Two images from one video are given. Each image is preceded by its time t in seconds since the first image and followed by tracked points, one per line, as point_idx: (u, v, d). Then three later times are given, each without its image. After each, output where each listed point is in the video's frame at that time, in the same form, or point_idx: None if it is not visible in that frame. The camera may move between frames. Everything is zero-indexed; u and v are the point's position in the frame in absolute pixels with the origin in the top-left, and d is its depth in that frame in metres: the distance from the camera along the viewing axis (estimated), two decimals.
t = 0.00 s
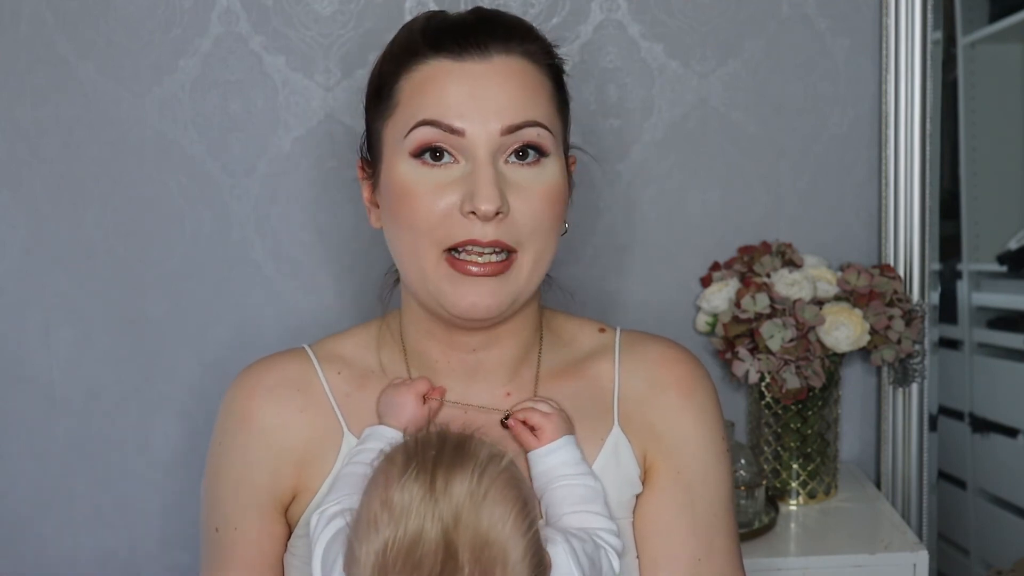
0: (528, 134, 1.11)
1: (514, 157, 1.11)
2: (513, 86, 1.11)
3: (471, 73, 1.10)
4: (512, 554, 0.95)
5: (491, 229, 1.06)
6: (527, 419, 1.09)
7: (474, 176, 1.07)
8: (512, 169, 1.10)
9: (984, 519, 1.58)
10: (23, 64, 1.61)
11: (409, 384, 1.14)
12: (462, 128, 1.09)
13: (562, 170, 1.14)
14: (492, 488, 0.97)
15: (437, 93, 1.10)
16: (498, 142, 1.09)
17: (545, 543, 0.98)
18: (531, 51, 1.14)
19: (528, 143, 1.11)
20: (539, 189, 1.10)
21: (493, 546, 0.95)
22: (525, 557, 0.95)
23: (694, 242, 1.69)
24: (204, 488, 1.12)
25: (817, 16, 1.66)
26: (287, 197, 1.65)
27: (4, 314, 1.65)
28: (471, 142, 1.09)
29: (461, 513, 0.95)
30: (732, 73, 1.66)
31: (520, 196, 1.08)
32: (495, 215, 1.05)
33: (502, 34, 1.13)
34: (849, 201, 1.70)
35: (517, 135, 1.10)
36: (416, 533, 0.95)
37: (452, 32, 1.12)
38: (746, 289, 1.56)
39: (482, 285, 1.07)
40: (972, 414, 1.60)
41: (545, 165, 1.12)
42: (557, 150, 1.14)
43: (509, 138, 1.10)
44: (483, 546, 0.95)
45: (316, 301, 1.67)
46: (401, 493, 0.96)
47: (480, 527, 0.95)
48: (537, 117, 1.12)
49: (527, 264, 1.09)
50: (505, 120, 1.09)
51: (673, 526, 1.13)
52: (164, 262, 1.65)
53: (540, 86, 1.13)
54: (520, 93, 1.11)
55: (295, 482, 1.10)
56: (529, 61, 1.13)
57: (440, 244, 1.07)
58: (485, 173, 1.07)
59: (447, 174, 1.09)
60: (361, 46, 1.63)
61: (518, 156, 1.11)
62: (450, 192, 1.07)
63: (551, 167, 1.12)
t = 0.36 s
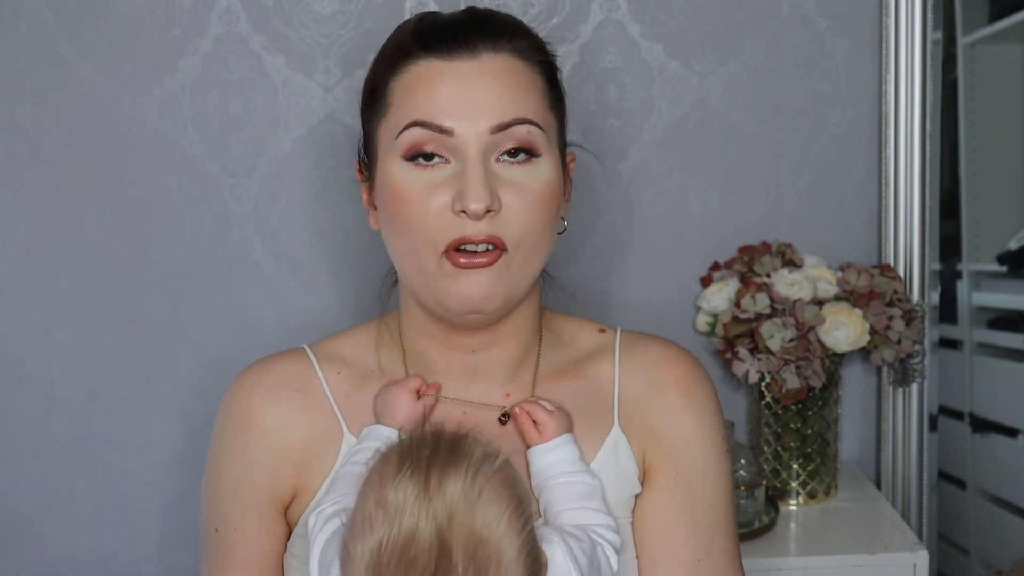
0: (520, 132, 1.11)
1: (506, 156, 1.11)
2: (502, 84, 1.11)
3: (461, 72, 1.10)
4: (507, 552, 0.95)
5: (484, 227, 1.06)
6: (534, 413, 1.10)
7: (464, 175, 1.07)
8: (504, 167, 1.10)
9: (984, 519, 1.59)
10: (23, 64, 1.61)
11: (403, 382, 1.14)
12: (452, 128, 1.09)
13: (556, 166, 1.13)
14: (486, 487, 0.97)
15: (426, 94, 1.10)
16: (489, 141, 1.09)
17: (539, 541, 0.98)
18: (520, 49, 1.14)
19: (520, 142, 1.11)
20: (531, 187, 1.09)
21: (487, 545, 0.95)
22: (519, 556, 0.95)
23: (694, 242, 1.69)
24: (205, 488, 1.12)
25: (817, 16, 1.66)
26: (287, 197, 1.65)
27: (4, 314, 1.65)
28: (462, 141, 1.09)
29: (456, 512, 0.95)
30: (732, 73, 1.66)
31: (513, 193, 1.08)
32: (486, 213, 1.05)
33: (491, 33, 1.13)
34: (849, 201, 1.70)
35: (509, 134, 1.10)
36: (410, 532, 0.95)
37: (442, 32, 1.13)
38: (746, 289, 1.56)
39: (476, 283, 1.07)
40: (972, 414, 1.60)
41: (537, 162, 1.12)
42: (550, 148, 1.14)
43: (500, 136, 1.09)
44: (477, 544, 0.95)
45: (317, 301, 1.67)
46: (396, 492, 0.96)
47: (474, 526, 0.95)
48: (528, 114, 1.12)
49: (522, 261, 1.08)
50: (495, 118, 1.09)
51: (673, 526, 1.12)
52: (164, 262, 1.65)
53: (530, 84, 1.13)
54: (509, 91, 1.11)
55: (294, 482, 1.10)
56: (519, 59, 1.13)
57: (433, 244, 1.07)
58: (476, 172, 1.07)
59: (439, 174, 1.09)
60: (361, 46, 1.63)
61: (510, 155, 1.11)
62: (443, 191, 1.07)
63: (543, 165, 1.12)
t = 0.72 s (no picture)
0: (451, 139, 1.07)
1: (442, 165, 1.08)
2: (431, 91, 1.07)
3: (389, 84, 1.08)
4: (525, 554, 0.96)
5: (417, 240, 1.05)
6: (543, 410, 1.11)
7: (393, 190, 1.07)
8: (437, 178, 1.07)
9: (984, 519, 1.58)
10: (23, 64, 1.60)
11: (405, 380, 1.14)
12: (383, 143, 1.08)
13: (500, 170, 1.09)
14: (508, 489, 0.98)
15: (362, 111, 1.09)
16: (420, 152, 1.06)
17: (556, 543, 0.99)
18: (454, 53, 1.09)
19: (454, 150, 1.07)
20: (466, 195, 1.06)
21: (508, 547, 0.96)
22: (538, 558, 0.96)
23: (694, 243, 1.69)
24: (206, 487, 1.12)
25: (817, 17, 1.66)
26: (287, 197, 1.65)
27: (3, 314, 1.65)
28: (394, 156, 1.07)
29: (477, 514, 0.96)
30: (732, 73, 1.66)
31: (444, 203, 1.06)
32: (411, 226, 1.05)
33: (422, 41, 1.10)
34: (849, 201, 1.70)
35: (439, 143, 1.07)
36: (431, 533, 0.96)
37: (380, 45, 1.11)
38: (747, 289, 1.56)
39: (421, 295, 1.07)
40: (972, 414, 1.59)
41: (475, 167, 1.08)
42: (491, 150, 1.09)
43: (428, 145, 1.06)
44: (498, 546, 0.96)
45: (317, 301, 1.67)
46: (417, 493, 0.96)
47: (495, 528, 0.96)
48: (461, 118, 1.08)
49: (466, 269, 1.07)
50: (421, 129, 1.06)
51: (676, 526, 1.13)
52: (164, 262, 1.65)
53: (465, 87, 1.08)
54: (438, 100, 1.07)
55: (297, 482, 1.10)
56: (450, 64, 1.09)
57: (381, 258, 1.08)
58: (403, 186, 1.06)
59: (379, 189, 1.09)
60: (360, 45, 1.62)
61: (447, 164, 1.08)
62: (381, 207, 1.08)
63: (481, 171, 1.08)
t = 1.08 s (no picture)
0: (467, 137, 1.08)
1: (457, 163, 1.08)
2: (445, 89, 1.08)
3: (402, 83, 1.08)
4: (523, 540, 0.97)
5: (434, 239, 1.05)
6: (543, 407, 1.11)
7: (409, 189, 1.07)
8: (453, 176, 1.07)
9: (984, 519, 1.58)
10: (23, 64, 1.60)
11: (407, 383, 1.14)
12: (397, 142, 1.08)
13: (513, 167, 1.10)
14: (501, 477, 0.99)
15: (372, 110, 1.09)
16: (435, 150, 1.07)
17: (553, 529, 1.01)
18: (466, 51, 1.10)
19: (468, 147, 1.08)
20: (483, 192, 1.07)
21: (506, 535, 0.97)
22: (537, 543, 0.97)
23: (694, 243, 1.69)
24: (206, 487, 1.12)
25: (817, 16, 1.66)
26: (287, 197, 1.65)
27: (3, 314, 1.65)
28: (408, 155, 1.08)
29: (473, 505, 0.98)
30: (732, 73, 1.66)
31: (461, 201, 1.06)
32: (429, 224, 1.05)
33: (433, 40, 1.10)
34: (849, 201, 1.70)
35: (454, 141, 1.08)
36: (429, 528, 0.97)
37: (388, 45, 1.11)
38: (746, 289, 1.56)
39: (434, 294, 1.06)
40: (972, 414, 1.59)
41: (490, 165, 1.09)
42: (505, 148, 1.10)
43: (444, 144, 1.07)
44: (496, 534, 0.97)
45: (317, 300, 1.67)
46: (412, 489, 0.98)
47: (492, 517, 0.98)
48: (475, 116, 1.09)
49: (481, 267, 1.07)
50: (436, 128, 1.07)
51: (675, 526, 1.13)
52: (164, 262, 1.65)
53: (478, 85, 1.10)
54: (453, 98, 1.08)
55: (296, 483, 1.10)
56: (462, 62, 1.10)
57: (393, 257, 1.08)
58: (419, 184, 1.06)
59: (392, 188, 1.09)
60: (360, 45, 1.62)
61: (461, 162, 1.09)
62: (393, 207, 1.07)
63: (496, 168, 1.09)
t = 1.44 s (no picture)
0: (494, 128, 1.09)
1: (481, 153, 1.09)
2: (474, 80, 1.09)
3: (434, 70, 1.09)
4: (529, 525, 0.96)
5: (455, 227, 1.05)
6: (550, 404, 1.11)
7: (435, 174, 1.07)
8: (478, 165, 1.08)
9: (984, 519, 1.58)
10: (23, 64, 1.60)
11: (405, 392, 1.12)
12: (425, 127, 1.08)
13: (536, 161, 1.12)
14: (502, 464, 0.98)
15: (401, 95, 1.10)
16: (460, 139, 1.08)
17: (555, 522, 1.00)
18: (497, 44, 1.12)
19: (493, 138, 1.09)
20: (506, 183, 1.08)
21: (511, 522, 0.96)
22: (541, 529, 0.96)
23: (694, 242, 1.69)
24: (207, 488, 1.12)
25: (817, 16, 1.66)
26: (287, 198, 1.65)
27: (3, 314, 1.65)
28: (434, 140, 1.08)
29: (476, 494, 0.96)
30: (732, 73, 1.66)
31: (485, 190, 1.07)
32: (454, 210, 1.05)
33: (465, 30, 1.11)
34: (849, 201, 1.70)
35: (480, 131, 1.09)
36: (434, 519, 0.95)
37: (419, 31, 1.12)
38: (746, 289, 1.56)
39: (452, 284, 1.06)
40: (972, 414, 1.59)
41: (514, 158, 1.10)
42: (528, 142, 1.12)
43: (472, 133, 1.08)
44: (501, 521, 0.96)
45: (317, 300, 1.67)
46: (415, 481, 0.97)
47: (496, 503, 0.96)
48: (503, 108, 1.10)
49: (500, 259, 1.07)
50: (466, 116, 1.08)
51: (676, 525, 1.12)
52: (164, 262, 1.65)
53: (506, 79, 1.11)
54: (484, 88, 1.09)
55: (296, 483, 1.10)
56: (493, 54, 1.11)
57: (410, 244, 1.07)
58: (446, 170, 1.07)
59: (416, 173, 1.09)
60: (360, 45, 1.62)
61: (486, 152, 1.10)
62: (415, 192, 1.07)
63: (520, 160, 1.10)
